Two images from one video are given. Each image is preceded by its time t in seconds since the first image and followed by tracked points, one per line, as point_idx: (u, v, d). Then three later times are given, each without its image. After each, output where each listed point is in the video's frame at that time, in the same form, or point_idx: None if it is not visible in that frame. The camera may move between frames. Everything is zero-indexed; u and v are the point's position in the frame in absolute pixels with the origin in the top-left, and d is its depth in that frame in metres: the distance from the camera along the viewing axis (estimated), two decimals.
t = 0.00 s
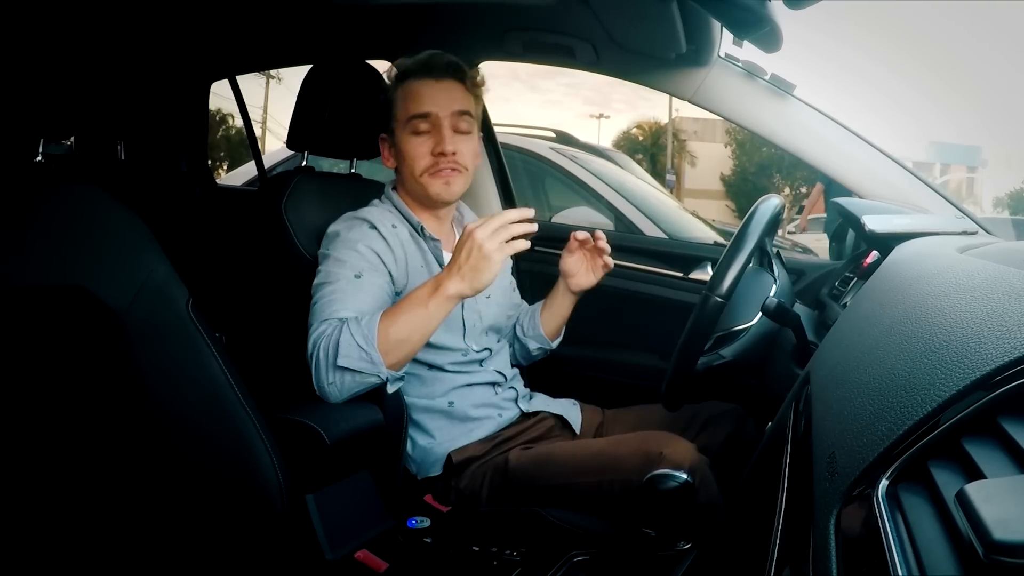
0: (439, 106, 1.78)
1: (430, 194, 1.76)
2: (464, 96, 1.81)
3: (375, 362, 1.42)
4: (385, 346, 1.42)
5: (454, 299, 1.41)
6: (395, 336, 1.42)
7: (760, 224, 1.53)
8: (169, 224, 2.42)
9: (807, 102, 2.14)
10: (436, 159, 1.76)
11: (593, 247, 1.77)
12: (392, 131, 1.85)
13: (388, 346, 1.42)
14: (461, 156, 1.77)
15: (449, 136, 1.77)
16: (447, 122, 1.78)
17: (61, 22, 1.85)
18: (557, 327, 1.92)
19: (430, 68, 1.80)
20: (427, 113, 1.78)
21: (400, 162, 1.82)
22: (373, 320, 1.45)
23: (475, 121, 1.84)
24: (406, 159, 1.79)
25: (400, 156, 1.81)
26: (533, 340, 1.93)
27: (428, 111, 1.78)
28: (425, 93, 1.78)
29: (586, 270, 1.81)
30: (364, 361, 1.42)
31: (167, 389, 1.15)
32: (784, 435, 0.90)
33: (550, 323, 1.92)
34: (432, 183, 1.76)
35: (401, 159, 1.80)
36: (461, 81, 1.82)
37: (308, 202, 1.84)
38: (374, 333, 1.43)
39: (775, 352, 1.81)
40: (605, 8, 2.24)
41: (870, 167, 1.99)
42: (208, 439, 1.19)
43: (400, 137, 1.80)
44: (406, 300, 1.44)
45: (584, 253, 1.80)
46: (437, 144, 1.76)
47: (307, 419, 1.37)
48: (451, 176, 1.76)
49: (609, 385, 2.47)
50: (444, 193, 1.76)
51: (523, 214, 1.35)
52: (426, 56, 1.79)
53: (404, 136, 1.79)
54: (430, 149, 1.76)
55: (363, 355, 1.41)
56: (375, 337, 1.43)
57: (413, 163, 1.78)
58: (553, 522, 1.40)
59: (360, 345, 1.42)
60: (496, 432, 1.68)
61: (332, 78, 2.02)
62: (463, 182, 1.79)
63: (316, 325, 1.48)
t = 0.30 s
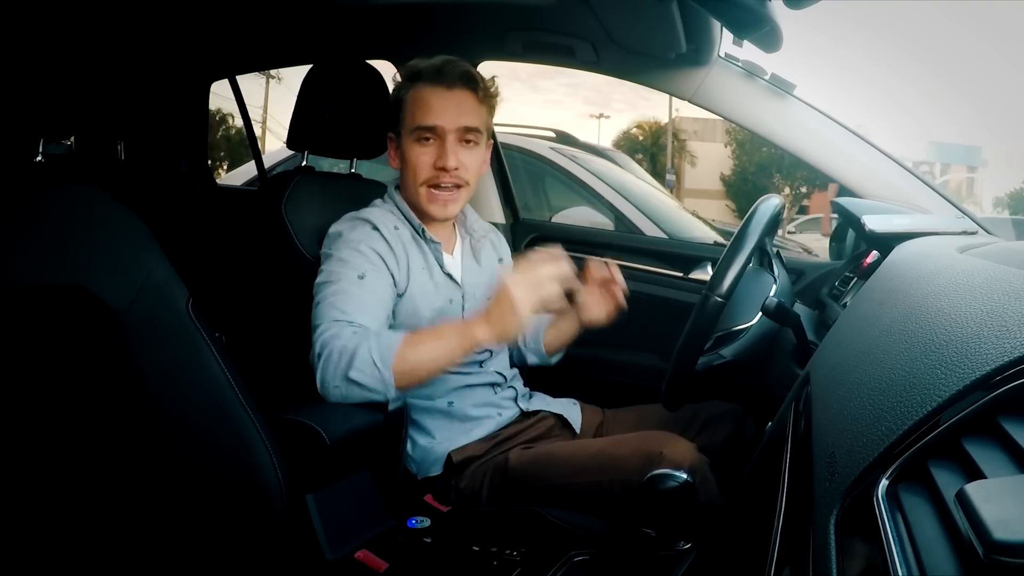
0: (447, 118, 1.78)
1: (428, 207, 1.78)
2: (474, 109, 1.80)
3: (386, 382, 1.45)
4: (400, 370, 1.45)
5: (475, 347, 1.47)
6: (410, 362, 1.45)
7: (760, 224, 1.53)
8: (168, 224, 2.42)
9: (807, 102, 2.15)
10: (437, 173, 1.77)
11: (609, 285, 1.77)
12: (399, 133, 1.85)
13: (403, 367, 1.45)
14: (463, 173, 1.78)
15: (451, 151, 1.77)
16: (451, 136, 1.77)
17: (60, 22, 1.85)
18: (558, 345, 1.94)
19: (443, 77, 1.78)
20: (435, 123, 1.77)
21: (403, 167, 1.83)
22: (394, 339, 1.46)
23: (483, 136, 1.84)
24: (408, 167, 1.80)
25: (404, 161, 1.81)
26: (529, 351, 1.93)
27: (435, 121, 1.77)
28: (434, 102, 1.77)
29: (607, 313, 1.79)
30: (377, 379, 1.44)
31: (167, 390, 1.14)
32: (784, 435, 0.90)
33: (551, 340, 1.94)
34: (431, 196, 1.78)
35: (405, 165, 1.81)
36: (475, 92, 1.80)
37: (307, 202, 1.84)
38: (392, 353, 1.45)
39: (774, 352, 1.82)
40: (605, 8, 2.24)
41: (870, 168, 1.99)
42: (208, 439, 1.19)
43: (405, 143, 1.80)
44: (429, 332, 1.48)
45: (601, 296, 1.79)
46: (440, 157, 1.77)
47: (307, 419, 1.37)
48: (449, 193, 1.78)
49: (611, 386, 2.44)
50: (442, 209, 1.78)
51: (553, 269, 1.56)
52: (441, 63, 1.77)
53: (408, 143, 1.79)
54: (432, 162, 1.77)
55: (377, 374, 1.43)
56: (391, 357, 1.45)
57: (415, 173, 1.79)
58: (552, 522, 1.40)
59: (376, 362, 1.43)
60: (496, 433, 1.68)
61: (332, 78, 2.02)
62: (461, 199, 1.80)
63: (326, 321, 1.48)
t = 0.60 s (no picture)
0: (445, 118, 1.77)
1: (428, 206, 1.78)
2: (472, 108, 1.80)
3: (389, 402, 1.41)
4: (404, 392, 1.40)
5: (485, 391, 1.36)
6: (415, 388, 1.39)
7: (760, 225, 1.53)
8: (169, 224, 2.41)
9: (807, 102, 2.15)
10: (437, 173, 1.77)
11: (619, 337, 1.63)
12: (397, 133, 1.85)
13: (411, 389, 1.39)
14: (462, 171, 1.79)
15: (451, 150, 1.77)
16: (450, 135, 1.77)
17: (61, 23, 1.85)
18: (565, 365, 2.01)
19: (439, 77, 1.78)
20: (433, 123, 1.77)
21: (402, 167, 1.83)
22: (406, 362, 1.41)
23: (481, 133, 1.84)
24: (408, 167, 1.80)
25: (402, 161, 1.81)
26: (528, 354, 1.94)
27: (433, 122, 1.77)
28: (432, 102, 1.77)
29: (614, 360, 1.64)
30: (381, 397, 1.41)
31: (167, 390, 1.14)
32: (784, 436, 0.90)
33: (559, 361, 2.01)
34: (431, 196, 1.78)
35: (404, 165, 1.81)
36: (471, 90, 1.80)
37: (307, 202, 1.84)
38: (401, 376, 1.40)
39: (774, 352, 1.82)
40: (605, 8, 2.24)
41: (870, 168, 2.00)
42: (209, 439, 1.19)
43: (404, 144, 1.80)
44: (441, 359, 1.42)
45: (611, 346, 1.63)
46: (440, 157, 1.77)
47: (307, 420, 1.37)
48: (450, 191, 1.78)
49: (610, 385, 2.46)
50: (442, 208, 1.78)
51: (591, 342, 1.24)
52: (437, 63, 1.77)
53: (407, 143, 1.79)
54: (432, 161, 1.77)
55: (382, 393, 1.40)
56: (399, 377, 1.40)
57: (415, 172, 1.79)
58: (553, 522, 1.40)
59: (383, 380, 1.40)
60: (496, 433, 1.68)
61: (332, 78, 2.02)
62: (461, 197, 1.81)
63: (336, 323, 1.47)
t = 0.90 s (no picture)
0: (440, 112, 1.79)
1: (427, 199, 1.77)
2: (465, 101, 1.82)
3: (388, 401, 1.41)
4: (404, 391, 1.40)
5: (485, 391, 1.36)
6: (416, 387, 1.39)
7: (760, 224, 1.53)
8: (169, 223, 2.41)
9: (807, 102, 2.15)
10: (435, 166, 1.77)
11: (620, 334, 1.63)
12: (393, 133, 1.86)
13: (411, 389, 1.40)
14: (460, 163, 1.79)
15: (448, 143, 1.78)
16: (447, 128, 1.78)
17: (61, 22, 1.85)
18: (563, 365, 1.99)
19: (432, 73, 1.80)
20: (428, 118, 1.79)
21: (399, 164, 1.83)
22: (406, 362, 1.41)
23: (475, 127, 1.85)
24: (405, 163, 1.80)
25: (400, 159, 1.82)
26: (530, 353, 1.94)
27: (429, 116, 1.78)
28: (426, 97, 1.79)
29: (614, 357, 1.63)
30: (380, 396, 1.41)
31: (167, 389, 1.14)
32: (784, 436, 0.90)
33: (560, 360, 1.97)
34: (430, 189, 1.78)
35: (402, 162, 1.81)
36: (464, 85, 1.83)
37: (308, 202, 1.84)
38: (401, 375, 1.40)
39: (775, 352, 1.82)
40: (605, 8, 2.24)
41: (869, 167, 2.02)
42: (210, 439, 1.20)
43: (400, 141, 1.81)
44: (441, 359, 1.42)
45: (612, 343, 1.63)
46: (437, 150, 1.77)
47: (307, 419, 1.37)
48: (450, 184, 1.78)
49: (610, 385, 2.46)
50: (441, 201, 1.77)
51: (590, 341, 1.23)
52: (429, 59, 1.80)
53: (404, 140, 1.80)
54: (430, 155, 1.77)
55: (381, 392, 1.40)
56: (399, 376, 1.40)
57: (413, 168, 1.79)
58: (553, 522, 1.40)
59: (383, 380, 1.40)
60: (496, 433, 1.69)
61: (332, 78, 2.02)
62: (460, 190, 1.81)
63: (336, 322, 1.47)
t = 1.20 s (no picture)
0: (435, 103, 1.82)
1: (427, 187, 1.78)
2: (460, 92, 1.85)
3: (387, 395, 1.42)
4: (401, 383, 1.40)
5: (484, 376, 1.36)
6: (414, 377, 1.39)
7: (759, 224, 1.53)
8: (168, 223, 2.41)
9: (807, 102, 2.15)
10: (434, 154, 1.79)
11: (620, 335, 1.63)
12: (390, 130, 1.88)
13: (408, 379, 1.40)
14: (459, 151, 1.80)
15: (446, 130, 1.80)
16: (443, 117, 1.81)
17: (60, 22, 1.85)
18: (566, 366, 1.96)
19: (425, 67, 1.84)
20: (424, 109, 1.81)
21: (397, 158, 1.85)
22: (403, 355, 1.42)
23: (472, 118, 1.87)
24: (403, 154, 1.82)
25: (398, 152, 1.83)
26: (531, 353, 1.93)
27: (425, 106, 1.81)
28: (421, 90, 1.82)
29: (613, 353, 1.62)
30: (378, 390, 1.41)
31: (167, 389, 1.15)
32: (784, 436, 0.90)
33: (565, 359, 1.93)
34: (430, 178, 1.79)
35: (400, 155, 1.83)
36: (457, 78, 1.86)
37: (308, 202, 1.84)
38: (398, 368, 1.40)
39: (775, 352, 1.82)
40: (605, 9, 2.24)
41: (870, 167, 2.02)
42: (210, 439, 1.20)
43: (398, 134, 1.83)
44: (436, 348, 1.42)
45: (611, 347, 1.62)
46: (435, 139, 1.79)
47: (307, 419, 1.37)
48: (449, 171, 1.79)
49: (609, 386, 2.46)
50: (442, 188, 1.78)
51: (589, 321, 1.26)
52: (421, 56, 1.83)
53: (401, 132, 1.82)
54: (428, 144, 1.79)
55: (379, 385, 1.40)
56: (397, 368, 1.41)
57: (412, 159, 1.80)
58: (553, 522, 1.41)
59: (380, 374, 1.40)
60: (496, 433, 1.68)
61: (332, 78, 2.02)
62: (460, 178, 1.81)
63: (335, 322, 1.47)
